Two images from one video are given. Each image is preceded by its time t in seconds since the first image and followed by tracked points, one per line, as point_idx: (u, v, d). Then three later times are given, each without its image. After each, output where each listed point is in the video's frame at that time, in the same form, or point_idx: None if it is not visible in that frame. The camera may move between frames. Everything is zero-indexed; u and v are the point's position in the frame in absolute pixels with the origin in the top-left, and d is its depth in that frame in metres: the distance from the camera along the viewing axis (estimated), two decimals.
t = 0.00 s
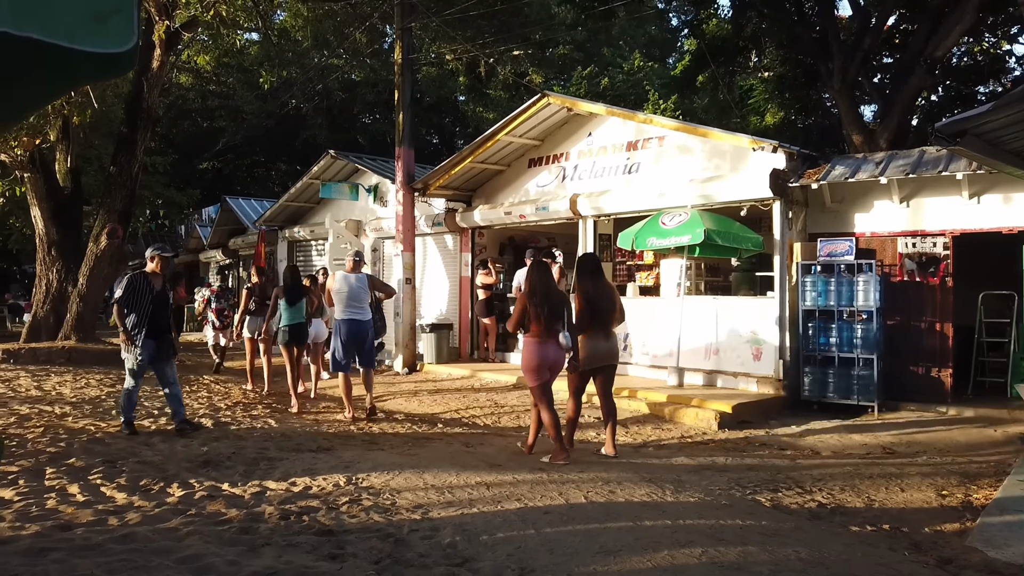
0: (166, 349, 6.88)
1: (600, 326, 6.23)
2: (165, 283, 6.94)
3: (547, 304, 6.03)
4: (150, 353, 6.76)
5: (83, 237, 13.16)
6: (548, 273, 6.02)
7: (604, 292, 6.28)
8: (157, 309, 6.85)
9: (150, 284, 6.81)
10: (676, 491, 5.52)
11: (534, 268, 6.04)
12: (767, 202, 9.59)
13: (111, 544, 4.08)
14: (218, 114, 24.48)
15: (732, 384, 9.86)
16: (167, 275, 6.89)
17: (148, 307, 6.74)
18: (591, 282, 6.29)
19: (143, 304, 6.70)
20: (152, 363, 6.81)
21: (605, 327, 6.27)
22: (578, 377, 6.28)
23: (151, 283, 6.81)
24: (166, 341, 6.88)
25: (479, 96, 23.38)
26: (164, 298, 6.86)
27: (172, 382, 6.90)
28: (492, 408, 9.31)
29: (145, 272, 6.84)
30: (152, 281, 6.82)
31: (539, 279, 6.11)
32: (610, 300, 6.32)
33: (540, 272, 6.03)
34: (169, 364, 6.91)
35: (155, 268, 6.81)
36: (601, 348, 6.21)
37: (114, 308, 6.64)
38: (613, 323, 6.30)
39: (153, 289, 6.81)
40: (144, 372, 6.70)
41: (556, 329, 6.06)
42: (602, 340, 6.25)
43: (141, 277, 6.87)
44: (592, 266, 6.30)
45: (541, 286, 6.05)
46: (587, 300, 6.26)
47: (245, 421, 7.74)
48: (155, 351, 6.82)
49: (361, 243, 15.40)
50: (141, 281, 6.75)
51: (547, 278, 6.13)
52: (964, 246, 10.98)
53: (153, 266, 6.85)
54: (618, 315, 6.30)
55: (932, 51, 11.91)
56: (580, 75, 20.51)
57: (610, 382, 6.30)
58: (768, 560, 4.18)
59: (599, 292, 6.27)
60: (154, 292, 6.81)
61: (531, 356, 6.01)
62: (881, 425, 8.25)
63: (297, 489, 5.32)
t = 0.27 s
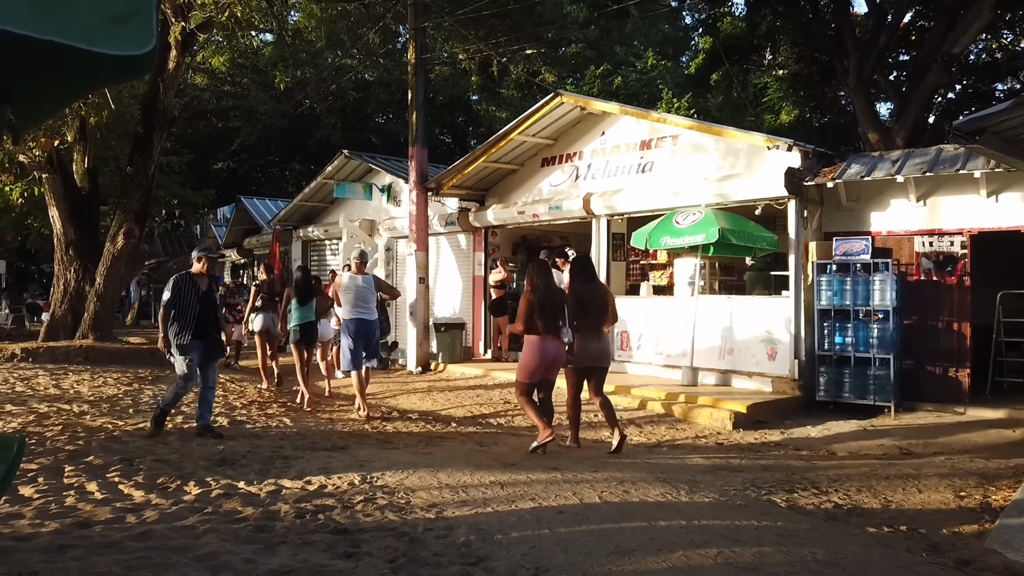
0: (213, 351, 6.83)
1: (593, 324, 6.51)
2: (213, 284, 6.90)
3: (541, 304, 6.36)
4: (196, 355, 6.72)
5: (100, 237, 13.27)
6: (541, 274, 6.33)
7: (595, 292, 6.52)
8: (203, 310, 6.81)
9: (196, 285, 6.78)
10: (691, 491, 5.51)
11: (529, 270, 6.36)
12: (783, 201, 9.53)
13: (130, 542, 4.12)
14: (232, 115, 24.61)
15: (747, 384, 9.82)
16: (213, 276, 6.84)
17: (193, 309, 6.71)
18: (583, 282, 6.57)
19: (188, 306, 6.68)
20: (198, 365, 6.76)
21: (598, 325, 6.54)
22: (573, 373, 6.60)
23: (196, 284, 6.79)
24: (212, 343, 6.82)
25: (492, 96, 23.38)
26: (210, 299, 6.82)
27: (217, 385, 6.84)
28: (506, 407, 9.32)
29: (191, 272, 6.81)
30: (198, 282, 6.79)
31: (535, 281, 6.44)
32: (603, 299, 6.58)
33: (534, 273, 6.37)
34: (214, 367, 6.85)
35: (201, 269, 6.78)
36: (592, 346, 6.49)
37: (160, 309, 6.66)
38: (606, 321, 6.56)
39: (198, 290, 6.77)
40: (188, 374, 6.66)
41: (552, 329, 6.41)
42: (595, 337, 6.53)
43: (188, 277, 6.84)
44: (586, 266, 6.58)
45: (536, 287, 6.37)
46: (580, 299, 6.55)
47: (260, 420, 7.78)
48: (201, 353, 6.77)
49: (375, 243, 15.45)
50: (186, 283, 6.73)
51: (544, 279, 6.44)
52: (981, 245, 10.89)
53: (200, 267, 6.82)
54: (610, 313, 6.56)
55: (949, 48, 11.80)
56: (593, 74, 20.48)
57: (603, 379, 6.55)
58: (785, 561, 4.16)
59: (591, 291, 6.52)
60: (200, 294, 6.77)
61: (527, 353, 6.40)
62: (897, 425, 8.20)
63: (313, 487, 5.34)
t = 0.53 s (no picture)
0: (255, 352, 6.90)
1: (593, 322, 6.65)
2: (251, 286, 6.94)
3: (545, 303, 6.38)
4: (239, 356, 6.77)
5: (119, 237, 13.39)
6: (547, 273, 6.43)
7: (595, 290, 6.78)
8: (243, 312, 6.85)
9: (235, 288, 6.82)
10: (707, 490, 5.49)
11: (534, 268, 6.42)
12: (800, 199, 9.47)
13: (150, 538, 4.16)
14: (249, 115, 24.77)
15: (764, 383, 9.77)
16: (253, 277, 6.87)
17: (234, 312, 6.75)
18: (582, 282, 6.77)
19: (230, 308, 6.72)
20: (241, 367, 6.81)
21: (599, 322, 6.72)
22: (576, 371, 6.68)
23: (236, 287, 6.82)
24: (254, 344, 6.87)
25: (507, 95, 23.37)
26: (251, 301, 6.87)
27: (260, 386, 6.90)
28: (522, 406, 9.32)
29: (230, 275, 6.82)
30: (237, 284, 6.82)
31: (539, 280, 6.46)
32: (601, 296, 6.82)
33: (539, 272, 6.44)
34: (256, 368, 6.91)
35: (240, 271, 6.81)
36: (596, 341, 6.59)
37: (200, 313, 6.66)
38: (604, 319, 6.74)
39: (238, 292, 6.81)
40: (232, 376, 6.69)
41: (556, 328, 6.45)
42: (594, 335, 6.63)
43: (228, 279, 6.87)
44: (585, 266, 6.76)
45: (541, 286, 6.42)
46: (580, 297, 6.75)
47: (278, 418, 7.84)
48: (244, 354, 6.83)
49: (390, 242, 15.49)
50: (226, 286, 6.76)
51: (547, 279, 6.49)
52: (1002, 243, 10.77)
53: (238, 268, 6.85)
54: (609, 311, 6.76)
55: (969, 45, 11.68)
56: (608, 73, 20.45)
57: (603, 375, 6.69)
58: (802, 561, 4.14)
59: (590, 290, 6.77)
60: (240, 296, 6.81)
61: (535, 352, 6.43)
62: (916, 425, 8.12)
63: (330, 485, 5.37)
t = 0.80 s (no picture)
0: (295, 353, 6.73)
1: (590, 323, 6.76)
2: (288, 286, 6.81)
3: (537, 304, 6.59)
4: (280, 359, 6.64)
5: (136, 236, 13.49)
6: (539, 274, 6.57)
7: (594, 291, 6.79)
8: (282, 312, 6.67)
9: (273, 288, 6.69)
10: (722, 490, 5.47)
11: (526, 270, 6.61)
12: (816, 197, 9.40)
13: (167, 535, 4.19)
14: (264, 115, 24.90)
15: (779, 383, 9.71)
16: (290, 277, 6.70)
17: (274, 313, 6.61)
18: (582, 283, 6.81)
19: (270, 309, 6.57)
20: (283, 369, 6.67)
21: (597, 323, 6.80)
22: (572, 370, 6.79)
23: (274, 287, 6.68)
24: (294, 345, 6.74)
25: (520, 94, 23.38)
26: (290, 302, 6.74)
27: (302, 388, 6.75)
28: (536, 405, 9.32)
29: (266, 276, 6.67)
30: (275, 285, 6.69)
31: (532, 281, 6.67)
32: (602, 297, 6.84)
33: (532, 273, 6.60)
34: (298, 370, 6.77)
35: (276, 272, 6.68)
36: (595, 342, 6.72)
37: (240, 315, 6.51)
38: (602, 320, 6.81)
39: (276, 293, 6.67)
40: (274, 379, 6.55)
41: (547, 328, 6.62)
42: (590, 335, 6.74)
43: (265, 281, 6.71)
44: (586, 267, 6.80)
45: (532, 287, 6.64)
46: (579, 298, 6.80)
47: (293, 417, 7.87)
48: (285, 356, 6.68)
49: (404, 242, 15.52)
50: (264, 286, 6.62)
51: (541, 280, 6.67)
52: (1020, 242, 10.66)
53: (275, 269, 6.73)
54: (608, 313, 6.81)
55: (987, 41, 11.57)
56: (621, 72, 20.42)
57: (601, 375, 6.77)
58: (819, 561, 4.12)
59: (590, 291, 6.77)
60: (279, 296, 6.68)
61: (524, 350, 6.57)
62: (934, 425, 8.05)
63: (344, 483, 5.39)
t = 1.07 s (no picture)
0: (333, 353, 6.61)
1: (593, 319, 6.94)
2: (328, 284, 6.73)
3: (540, 302, 6.68)
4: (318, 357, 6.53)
5: (155, 236, 13.61)
6: (543, 273, 6.70)
7: (598, 287, 6.96)
8: (321, 310, 6.58)
9: (314, 286, 6.61)
10: (739, 490, 5.44)
11: (530, 269, 6.71)
12: (834, 195, 9.32)
13: (186, 532, 4.22)
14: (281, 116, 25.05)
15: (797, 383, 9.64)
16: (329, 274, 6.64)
17: (314, 310, 6.52)
18: (585, 280, 6.99)
19: (309, 306, 6.49)
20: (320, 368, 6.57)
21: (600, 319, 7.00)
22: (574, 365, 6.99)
23: (315, 284, 6.61)
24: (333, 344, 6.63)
25: (535, 93, 23.37)
26: (329, 299, 6.65)
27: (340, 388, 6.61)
28: (551, 404, 9.31)
29: (307, 273, 6.63)
30: (315, 282, 6.61)
31: (536, 279, 6.76)
32: (604, 294, 7.01)
33: (535, 272, 6.73)
34: (336, 369, 6.64)
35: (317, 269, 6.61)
36: (600, 338, 6.94)
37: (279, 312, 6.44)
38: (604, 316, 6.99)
39: (317, 290, 6.59)
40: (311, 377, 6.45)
41: (550, 325, 6.74)
42: (593, 331, 6.95)
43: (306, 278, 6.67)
44: (589, 265, 6.97)
45: (535, 284, 6.73)
46: (582, 295, 6.98)
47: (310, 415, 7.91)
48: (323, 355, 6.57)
49: (420, 241, 15.56)
50: (304, 283, 6.56)
51: (543, 278, 6.76)
52: None
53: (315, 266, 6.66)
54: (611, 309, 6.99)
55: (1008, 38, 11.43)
56: (637, 70, 20.36)
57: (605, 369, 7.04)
58: (837, 563, 4.09)
59: (593, 288, 6.96)
60: (319, 294, 6.59)
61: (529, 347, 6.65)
62: (954, 426, 7.98)
63: (361, 481, 5.42)
